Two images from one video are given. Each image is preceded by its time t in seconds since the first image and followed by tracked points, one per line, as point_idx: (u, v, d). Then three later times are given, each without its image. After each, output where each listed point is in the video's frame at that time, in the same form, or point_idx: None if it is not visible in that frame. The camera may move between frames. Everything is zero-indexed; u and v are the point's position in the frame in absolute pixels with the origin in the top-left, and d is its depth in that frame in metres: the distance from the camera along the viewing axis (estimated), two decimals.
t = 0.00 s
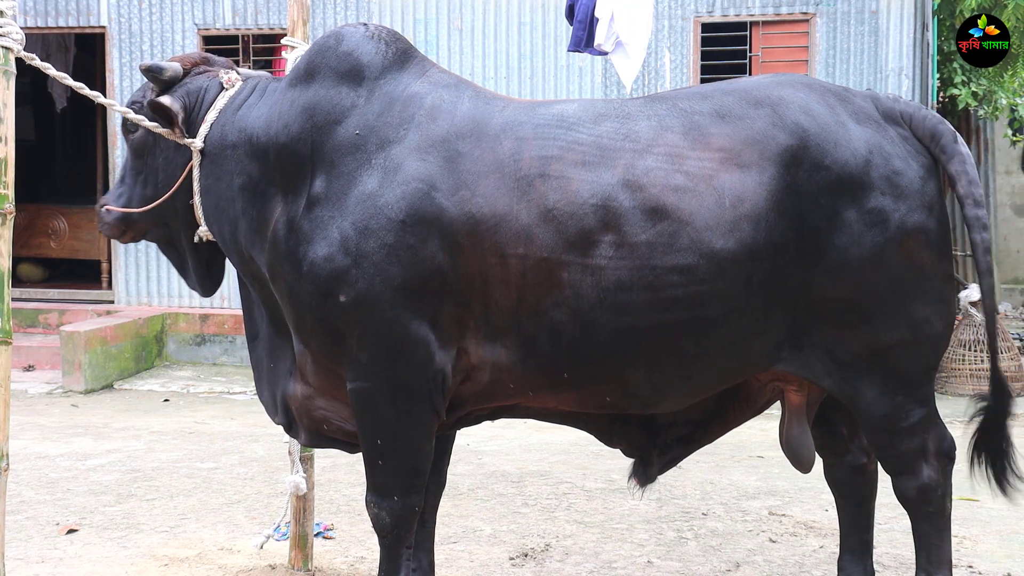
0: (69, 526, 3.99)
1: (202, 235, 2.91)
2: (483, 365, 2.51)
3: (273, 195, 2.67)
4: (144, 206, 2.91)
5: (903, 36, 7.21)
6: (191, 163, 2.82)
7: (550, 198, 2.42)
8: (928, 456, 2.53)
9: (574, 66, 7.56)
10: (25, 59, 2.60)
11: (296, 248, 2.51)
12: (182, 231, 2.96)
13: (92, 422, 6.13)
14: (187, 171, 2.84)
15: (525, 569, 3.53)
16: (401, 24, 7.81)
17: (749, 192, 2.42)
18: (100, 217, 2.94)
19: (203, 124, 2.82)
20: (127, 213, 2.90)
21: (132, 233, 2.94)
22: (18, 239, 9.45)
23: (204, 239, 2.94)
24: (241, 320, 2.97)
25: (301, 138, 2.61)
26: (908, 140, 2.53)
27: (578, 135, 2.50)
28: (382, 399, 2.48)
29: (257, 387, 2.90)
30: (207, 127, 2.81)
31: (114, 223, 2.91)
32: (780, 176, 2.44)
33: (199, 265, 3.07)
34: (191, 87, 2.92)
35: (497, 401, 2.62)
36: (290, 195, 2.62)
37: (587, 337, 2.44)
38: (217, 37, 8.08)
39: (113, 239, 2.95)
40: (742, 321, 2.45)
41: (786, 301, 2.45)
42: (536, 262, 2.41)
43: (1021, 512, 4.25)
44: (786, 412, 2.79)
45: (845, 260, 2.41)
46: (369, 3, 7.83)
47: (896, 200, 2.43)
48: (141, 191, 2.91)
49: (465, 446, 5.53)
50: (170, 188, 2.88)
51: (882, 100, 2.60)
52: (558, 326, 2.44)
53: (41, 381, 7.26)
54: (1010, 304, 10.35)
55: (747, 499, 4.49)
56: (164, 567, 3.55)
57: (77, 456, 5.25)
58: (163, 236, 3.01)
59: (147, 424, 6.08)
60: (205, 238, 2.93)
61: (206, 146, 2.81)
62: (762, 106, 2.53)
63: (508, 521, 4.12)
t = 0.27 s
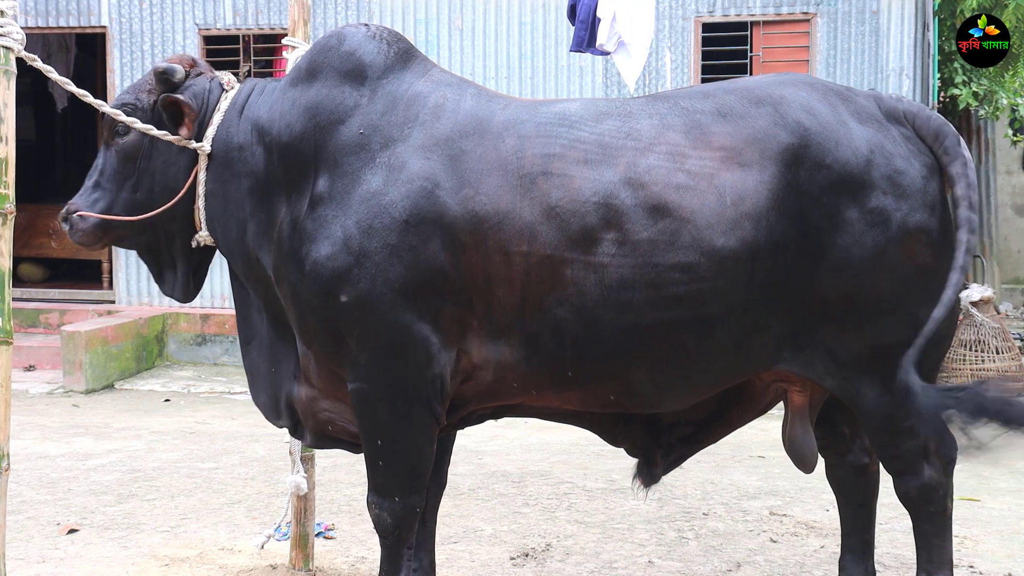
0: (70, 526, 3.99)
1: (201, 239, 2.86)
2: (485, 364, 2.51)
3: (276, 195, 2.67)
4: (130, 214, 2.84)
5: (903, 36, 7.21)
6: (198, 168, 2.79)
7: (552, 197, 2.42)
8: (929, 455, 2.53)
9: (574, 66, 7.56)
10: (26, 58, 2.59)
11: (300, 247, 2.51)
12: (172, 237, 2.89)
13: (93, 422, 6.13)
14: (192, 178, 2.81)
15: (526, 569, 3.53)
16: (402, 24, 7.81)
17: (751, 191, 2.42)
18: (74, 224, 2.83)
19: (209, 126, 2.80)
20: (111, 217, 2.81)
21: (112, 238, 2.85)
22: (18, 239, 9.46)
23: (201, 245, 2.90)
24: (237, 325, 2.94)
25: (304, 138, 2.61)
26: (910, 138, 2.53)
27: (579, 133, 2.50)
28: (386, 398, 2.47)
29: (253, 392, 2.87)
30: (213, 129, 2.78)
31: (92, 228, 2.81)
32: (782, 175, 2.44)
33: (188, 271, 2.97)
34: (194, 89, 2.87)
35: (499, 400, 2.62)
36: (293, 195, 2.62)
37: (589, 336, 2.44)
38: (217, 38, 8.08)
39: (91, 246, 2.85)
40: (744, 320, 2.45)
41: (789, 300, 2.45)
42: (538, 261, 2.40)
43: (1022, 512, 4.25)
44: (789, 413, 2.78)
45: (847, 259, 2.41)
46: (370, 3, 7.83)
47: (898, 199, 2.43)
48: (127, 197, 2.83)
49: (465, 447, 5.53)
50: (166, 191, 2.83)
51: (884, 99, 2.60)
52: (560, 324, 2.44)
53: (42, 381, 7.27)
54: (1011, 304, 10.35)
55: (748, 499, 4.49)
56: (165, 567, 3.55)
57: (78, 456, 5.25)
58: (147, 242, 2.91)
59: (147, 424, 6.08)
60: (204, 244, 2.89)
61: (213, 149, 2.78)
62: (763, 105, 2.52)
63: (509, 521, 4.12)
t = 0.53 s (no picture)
0: (70, 526, 3.99)
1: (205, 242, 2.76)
2: (487, 364, 2.51)
3: (282, 194, 2.67)
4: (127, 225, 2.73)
5: (904, 36, 7.21)
6: (208, 171, 2.71)
7: (553, 198, 2.42)
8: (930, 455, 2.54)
9: (575, 66, 7.56)
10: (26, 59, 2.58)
11: (303, 247, 2.51)
12: (172, 242, 2.78)
13: (93, 422, 6.13)
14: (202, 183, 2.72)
15: (526, 569, 3.53)
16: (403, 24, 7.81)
17: (751, 192, 2.42)
18: (67, 233, 2.69)
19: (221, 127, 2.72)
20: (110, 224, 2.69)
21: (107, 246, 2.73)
22: (18, 239, 9.46)
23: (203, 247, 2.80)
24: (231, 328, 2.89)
25: (308, 138, 2.61)
26: (913, 139, 2.53)
27: (581, 134, 2.50)
28: (388, 397, 2.48)
29: (248, 397, 2.83)
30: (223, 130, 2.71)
31: (88, 236, 2.69)
32: (784, 176, 2.43)
33: (189, 274, 2.87)
34: (203, 93, 2.77)
35: (500, 400, 2.62)
36: (297, 195, 2.62)
37: (589, 336, 2.45)
38: (218, 37, 8.09)
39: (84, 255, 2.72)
40: (746, 321, 2.45)
41: (790, 301, 2.45)
42: (539, 261, 2.40)
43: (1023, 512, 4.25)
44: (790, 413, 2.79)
45: (850, 261, 2.41)
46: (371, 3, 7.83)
47: (900, 199, 2.43)
48: (129, 204, 2.70)
49: (466, 447, 5.53)
50: (168, 195, 2.71)
51: (887, 100, 2.60)
52: (561, 325, 2.44)
53: (43, 381, 7.26)
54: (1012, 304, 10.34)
55: (748, 499, 4.48)
56: (166, 567, 3.55)
57: (79, 456, 5.25)
58: (144, 248, 2.79)
59: (148, 424, 6.08)
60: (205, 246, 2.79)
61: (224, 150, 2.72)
62: (765, 106, 2.52)
63: (509, 521, 4.12)
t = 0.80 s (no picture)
0: (71, 526, 3.99)
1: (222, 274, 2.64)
2: (487, 363, 2.51)
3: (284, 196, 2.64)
4: (151, 269, 2.57)
5: (905, 36, 7.21)
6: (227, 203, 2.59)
7: (552, 196, 2.42)
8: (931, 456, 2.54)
9: (576, 66, 7.56)
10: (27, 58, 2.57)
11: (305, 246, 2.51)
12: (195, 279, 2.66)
13: (94, 422, 6.13)
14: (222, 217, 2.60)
15: (527, 569, 3.53)
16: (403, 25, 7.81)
17: (751, 191, 2.42)
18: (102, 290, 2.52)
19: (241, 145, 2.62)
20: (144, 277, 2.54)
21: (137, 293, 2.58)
22: (19, 239, 9.46)
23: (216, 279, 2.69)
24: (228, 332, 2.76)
25: (310, 141, 2.60)
26: (916, 141, 2.53)
27: (581, 134, 2.50)
28: (390, 396, 2.47)
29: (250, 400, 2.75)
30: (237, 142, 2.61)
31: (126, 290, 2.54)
32: (784, 177, 2.44)
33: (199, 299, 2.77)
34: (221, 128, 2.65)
35: (501, 399, 2.62)
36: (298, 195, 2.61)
37: (588, 335, 2.44)
38: (219, 37, 8.09)
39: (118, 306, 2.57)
40: (746, 321, 2.45)
41: (790, 300, 2.45)
42: (538, 259, 2.40)
43: None
44: (791, 412, 2.79)
45: (850, 261, 2.41)
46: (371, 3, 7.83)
47: (901, 199, 2.43)
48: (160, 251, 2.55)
49: (466, 447, 5.52)
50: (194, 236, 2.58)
51: (890, 102, 2.60)
52: (561, 324, 2.44)
53: (43, 381, 7.26)
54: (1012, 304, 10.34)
55: (749, 499, 4.48)
56: (166, 567, 3.55)
57: (79, 456, 5.25)
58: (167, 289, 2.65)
59: (148, 424, 6.08)
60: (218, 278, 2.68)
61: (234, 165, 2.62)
62: (767, 107, 2.52)
63: (510, 521, 4.11)
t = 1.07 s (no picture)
0: (71, 526, 3.99)
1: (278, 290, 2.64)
2: (487, 362, 2.51)
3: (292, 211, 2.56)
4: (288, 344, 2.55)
5: (905, 36, 7.21)
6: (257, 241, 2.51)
7: (541, 189, 2.42)
8: (930, 456, 2.53)
9: (576, 66, 7.56)
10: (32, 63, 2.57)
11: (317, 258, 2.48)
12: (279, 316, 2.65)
13: (94, 422, 6.13)
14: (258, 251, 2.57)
15: (527, 569, 3.53)
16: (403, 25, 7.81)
17: (743, 186, 2.42)
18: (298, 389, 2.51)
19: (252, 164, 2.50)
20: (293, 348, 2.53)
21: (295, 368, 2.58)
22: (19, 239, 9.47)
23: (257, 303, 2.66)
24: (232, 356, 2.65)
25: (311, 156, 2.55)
26: (914, 141, 2.53)
27: (571, 128, 2.50)
28: (396, 396, 2.46)
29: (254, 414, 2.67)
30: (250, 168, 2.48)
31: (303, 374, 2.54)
32: (776, 173, 2.44)
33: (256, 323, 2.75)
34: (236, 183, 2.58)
35: (502, 398, 2.62)
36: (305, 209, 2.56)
37: (578, 330, 2.45)
38: (218, 37, 8.09)
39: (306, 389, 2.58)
40: (737, 316, 2.45)
41: (782, 296, 2.45)
42: (527, 252, 2.41)
43: None
44: (789, 412, 2.78)
45: (842, 257, 2.41)
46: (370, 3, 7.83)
47: (895, 197, 2.43)
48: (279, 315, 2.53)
49: (467, 447, 5.52)
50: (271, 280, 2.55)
51: (888, 102, 2.60)
52: (553, 319, 2.44)
53: (44, 381, 7.26)
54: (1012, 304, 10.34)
55: (749, 499, 4.48)
56: (167, 567, 3.55)
57: (80, 456, 5.25)
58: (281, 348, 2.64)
59: (149, 424, 6.08)
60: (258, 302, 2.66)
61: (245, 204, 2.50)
62: (762, 104, 2.52)
63: (510, 521, 4.11)
